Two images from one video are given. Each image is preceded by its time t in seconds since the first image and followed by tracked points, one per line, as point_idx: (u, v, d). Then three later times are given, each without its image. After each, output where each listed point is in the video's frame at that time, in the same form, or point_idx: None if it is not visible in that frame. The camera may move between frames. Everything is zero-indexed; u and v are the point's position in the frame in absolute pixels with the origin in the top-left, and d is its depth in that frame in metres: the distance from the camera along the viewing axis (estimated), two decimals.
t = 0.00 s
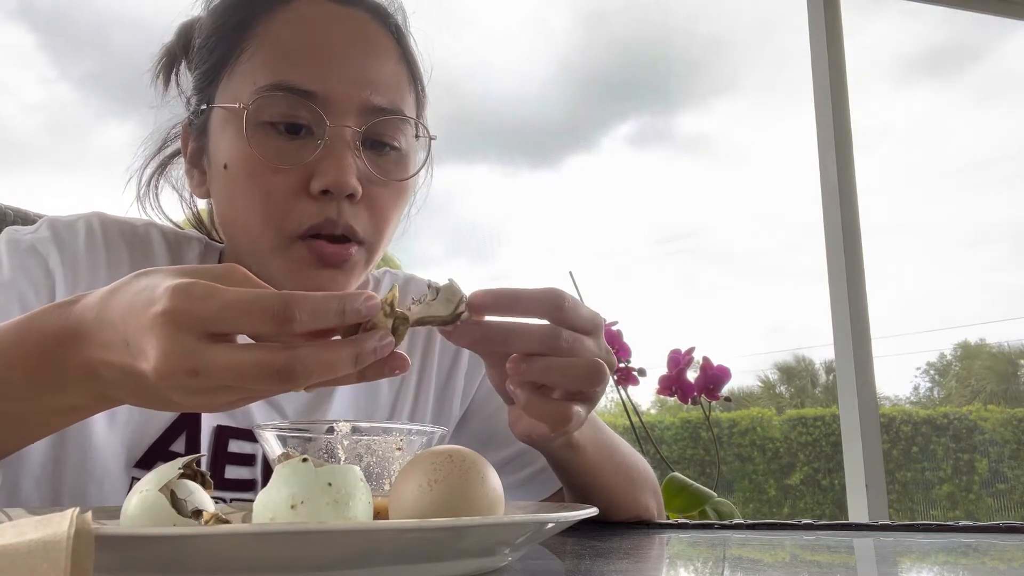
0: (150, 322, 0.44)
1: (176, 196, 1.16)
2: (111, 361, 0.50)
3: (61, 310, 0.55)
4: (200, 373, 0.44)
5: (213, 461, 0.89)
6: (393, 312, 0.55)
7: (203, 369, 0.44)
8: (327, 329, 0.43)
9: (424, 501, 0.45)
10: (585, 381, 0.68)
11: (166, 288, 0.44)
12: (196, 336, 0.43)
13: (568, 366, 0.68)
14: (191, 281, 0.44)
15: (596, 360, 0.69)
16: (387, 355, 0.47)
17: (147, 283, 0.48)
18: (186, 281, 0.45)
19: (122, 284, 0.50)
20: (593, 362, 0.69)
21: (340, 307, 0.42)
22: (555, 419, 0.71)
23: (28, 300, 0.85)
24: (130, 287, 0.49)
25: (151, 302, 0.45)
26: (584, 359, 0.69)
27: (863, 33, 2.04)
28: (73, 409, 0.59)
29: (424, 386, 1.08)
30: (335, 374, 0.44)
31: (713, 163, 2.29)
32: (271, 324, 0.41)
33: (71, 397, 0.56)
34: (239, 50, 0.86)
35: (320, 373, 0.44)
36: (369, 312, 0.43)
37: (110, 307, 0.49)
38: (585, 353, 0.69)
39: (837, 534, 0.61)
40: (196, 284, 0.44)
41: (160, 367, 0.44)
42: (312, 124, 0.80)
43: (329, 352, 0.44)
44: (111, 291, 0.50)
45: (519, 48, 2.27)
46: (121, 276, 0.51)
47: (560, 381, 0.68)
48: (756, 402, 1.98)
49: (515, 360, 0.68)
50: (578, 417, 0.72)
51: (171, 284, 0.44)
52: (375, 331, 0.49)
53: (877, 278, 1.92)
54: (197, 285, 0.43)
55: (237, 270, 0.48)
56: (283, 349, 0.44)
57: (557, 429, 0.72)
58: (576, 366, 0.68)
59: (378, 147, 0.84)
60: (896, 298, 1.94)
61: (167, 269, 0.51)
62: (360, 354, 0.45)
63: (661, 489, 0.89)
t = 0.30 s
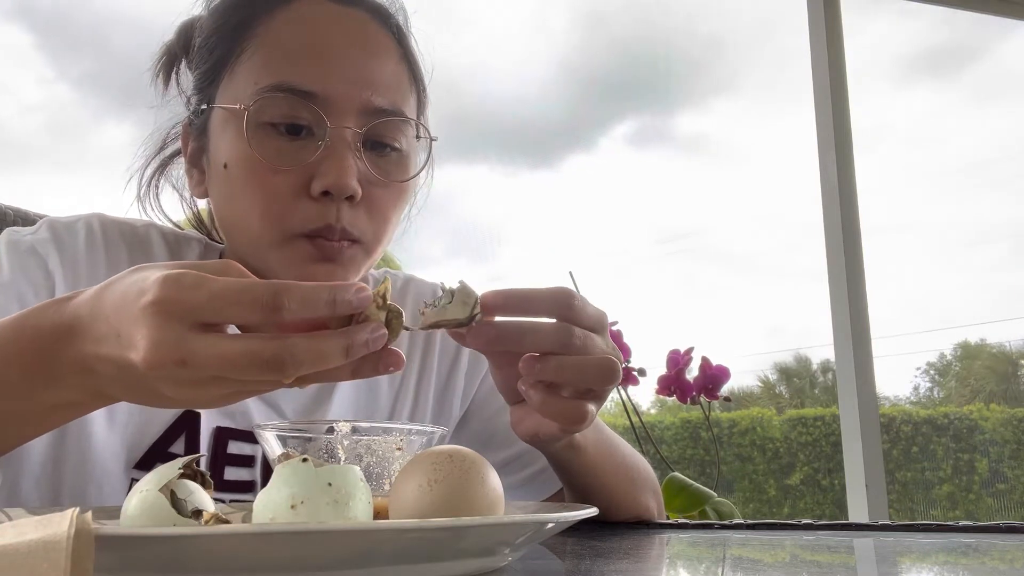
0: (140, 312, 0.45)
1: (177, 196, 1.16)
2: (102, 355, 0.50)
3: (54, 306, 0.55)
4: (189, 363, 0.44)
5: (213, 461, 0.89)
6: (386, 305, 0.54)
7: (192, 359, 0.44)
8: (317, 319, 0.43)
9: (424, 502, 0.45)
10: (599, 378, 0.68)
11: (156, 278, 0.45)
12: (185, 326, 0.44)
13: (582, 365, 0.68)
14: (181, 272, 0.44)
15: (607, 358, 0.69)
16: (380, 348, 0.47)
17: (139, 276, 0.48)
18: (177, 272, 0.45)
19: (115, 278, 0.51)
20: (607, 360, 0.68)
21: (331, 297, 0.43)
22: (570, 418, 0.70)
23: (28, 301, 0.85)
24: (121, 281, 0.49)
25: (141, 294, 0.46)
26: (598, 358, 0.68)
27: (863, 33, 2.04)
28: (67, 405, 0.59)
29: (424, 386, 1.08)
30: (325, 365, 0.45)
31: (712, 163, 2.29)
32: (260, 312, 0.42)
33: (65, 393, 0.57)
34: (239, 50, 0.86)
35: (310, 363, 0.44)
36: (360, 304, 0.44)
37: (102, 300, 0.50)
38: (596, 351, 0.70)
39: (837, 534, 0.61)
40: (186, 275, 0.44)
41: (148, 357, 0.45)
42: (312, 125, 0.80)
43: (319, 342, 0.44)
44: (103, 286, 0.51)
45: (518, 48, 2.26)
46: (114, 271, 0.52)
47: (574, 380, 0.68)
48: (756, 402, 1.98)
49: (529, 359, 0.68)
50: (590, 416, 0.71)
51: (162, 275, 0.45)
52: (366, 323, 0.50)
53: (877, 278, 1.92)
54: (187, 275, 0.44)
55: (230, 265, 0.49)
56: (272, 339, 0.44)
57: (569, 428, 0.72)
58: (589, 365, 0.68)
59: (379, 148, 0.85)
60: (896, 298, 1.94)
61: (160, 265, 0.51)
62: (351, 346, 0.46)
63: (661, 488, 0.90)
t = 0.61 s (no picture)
0: (134, 306, 0.45)
1: (177, 197, 1.16)
2: (96, 350, 0.50)
3: (50, 303, 0.55)
4: (182, 357, 0.44)
5: (213, 462, 0.89)
6: (382, 299, 0.56)
7: (186, 353, 0.44)
8: (312, 312, 0.43)
9: (424, 502, 0.45)
10: (601, 375, 0.69)
11: (150, 271, 0.45)
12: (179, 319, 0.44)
13: (586, 364, 0.68)
14: (175, 265, 0.45)
15: (610, 354, 0.70)
16: (376, 343, 0.47)
17: (134, 270, 0.48)
18: (171, 266, 0.46)
19: (111, 273, 0.51)
20: (609, 357, 0.69)
21: (326, 291, 0.43)
22: (573, 415, 0.71)
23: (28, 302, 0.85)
24: (116, 276, 0.49)
25: (136, 287, 0.46)
26: (602, 356, 0.69)
27: (863, 33, 2.04)
28: (63, 402, 0.59)
29: (424, 386, 1.08)
30: (320, 359, 0.45)
31: (711, 163, 2.29)
32: (254, 305, 0.42)
33: (61, 390, 0.57)
34: (241, 50, 0.86)
35: (304, 357, 0.44)
36: (356, 298, 0.44)
37: (98, 296, 0.50)
38: (597, 348, 0.70)
39: (837, 534, 0.61)
40: (181, 268, 0.45)
41: (142, 351, 0.45)
42: (313, 124, 0.80)
43: (313, 337, 0.44)
44: (99, 282, 0.51)
45: (516, 49, 2.26)
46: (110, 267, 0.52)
47: (577, 376, 0.69)
48: (756, 402, 1.98)
49: (531, 358, 0.68)
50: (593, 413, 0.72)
51: (156, 269, 0.45)
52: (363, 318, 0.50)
53: (877, 278, 1.92)
54: (181, 268, 0.44)
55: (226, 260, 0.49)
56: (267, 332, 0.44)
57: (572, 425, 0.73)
58: (593, 363, 0.68)
59: (380, 148, 0.85)
60: (895, 298, 1.94)
61: (156, 261, 0.51)
62: (346, 340, 0.46)
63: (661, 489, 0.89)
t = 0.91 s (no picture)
0: (129, 303, 0.45)
1: (179, 198, 1.16)
2: (92, 348, 0.50)
3: (47, 301, 0.55)
4: (175, 354, 0.44)
5: (213, 463, 0.89)
6: (378, 298, 0.56)
7: (179, 350, 0.44)
8: (307, 310, 0.43)
9: (423, 502, 0.45)
10: (611, 370, 0.68)
11: (144, 269, 0.45)
12: (173, 317, 0.44)
13: (595, 359, 0.68)
14: (170, 263, 0.45)
15: (619, 348, 0.69)
16: (372, 341, 0.47)
17: (129, 268, 0.48)
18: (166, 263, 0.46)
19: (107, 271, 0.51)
20: (619, 352, 0.68)
21: (321, 289, 0.43)
22: (582, 408, 0.71)
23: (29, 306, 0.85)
24: (111, 274, 0.49)
25: (131, 285, 0.46)
26: (611, 351, 0.68)
27: (863, 33, 2.04)
28: (60, 401, 0.59)
29: (425, 385, 1.08)
30: (315, 357, 0.45)
31: (710, 164, 2.28)
32: (249, 303, 0.42)
33: (58, 389, 0.57)
34: (241, 50, 0.86)
35: (298, 355, 0.44)
36: (352, 297, 0.44)
37: (94, 293, 0.50)
38: (606, 343, 0.70)
39: (837, 534, 0.61)
40: (176, 266, 0.45)
41: (135, 348, 0.45)
42: (315, 125, 0.80)
43: (308, 335, 0.44)
44: (95, 280, 0.51)
45: (514, 50, 2.26)
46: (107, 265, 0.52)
47: (586, 371, 0.68)
48: (756, 402, 1.98)
49: (538, 354, 0.67)
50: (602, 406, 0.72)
51: (150, 267, 0.45)
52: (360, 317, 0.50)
53: (877, 278, 1.92)
54: (175, 266, 0.44)
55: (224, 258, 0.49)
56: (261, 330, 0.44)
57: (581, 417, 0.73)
58: (602, 358, 0.68)
59: (382, 149, 0.85)
60: (895, 298, 1.94)
61: (153, 259, 0.51)
62: (342, 339, 0.46)
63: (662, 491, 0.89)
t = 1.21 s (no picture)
0: (132, 310, 0.45)
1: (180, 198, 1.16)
2: (94, 353, 0.50)
3: (49, 305, 0.55)
4: (179, 362, 0.44)
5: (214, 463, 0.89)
6: (383, 307, 0.57)
7: (183, 358, 0.44)
8: (312, 319, 0.43)
9: (423, 502, 0.45)
10: (610, 352, 0.69)
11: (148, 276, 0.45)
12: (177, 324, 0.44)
13: (594, 339, 0.68)
14: (174, 271, 0.45)
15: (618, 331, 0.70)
16: (376, 349, 0.47)
17: (133, 274, 0.48)
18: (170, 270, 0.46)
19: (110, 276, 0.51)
20: (618, 333, 0.69)
21: (325, 298, 0.43)
22: (582, 391, 0.71)
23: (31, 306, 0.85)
24: (114, 279, 0.49)
25: (135, 292, 0.46)
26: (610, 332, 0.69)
27: (862, 33, 2.04)
28: (61, 405, 0.59)
29: (425, 384, 1.08)
30: (319, 366, 0.45)
31: (709, 164, 2.28)
32: (253, 312, 0.42)
33: (60, 392, 0.57)
34: (242, 51, 0.86)
35: (303, 364, 0.44)
36: (355, 306, 0.44)
37: (97, 298, 0.50)
38: (605, 328, 0.71)
39: (837, 534, 0.61)
40: (179, 273, 0.45)
41: (138, 355, 0.45)
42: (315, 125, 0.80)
43: (312, 344, 0.45)
44: (98, 285, 0.51)
45: (512, 51, 2.26)
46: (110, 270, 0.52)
47: (586, 352, 0.69)
48: (756, 402, 1.98)
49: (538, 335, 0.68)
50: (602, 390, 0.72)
51: (154, 274, 0.45)
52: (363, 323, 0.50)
53: (877, 278, 1.92)
54: (179, 273, 0.44)
55: (228, 265, 0.49)
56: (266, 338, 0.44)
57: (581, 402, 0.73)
58: (601, 339, 0.68)
59: (382, 148, 0.85)
60: (895, 298, 1.94)
61: (157, 265, 0.51)
62: (345, 348, 0.46)
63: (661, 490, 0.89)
